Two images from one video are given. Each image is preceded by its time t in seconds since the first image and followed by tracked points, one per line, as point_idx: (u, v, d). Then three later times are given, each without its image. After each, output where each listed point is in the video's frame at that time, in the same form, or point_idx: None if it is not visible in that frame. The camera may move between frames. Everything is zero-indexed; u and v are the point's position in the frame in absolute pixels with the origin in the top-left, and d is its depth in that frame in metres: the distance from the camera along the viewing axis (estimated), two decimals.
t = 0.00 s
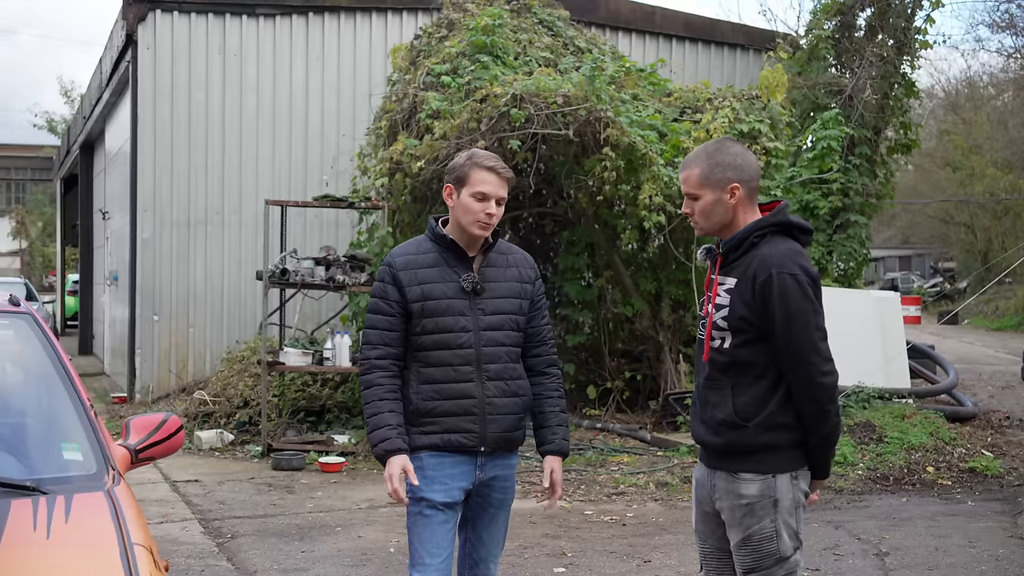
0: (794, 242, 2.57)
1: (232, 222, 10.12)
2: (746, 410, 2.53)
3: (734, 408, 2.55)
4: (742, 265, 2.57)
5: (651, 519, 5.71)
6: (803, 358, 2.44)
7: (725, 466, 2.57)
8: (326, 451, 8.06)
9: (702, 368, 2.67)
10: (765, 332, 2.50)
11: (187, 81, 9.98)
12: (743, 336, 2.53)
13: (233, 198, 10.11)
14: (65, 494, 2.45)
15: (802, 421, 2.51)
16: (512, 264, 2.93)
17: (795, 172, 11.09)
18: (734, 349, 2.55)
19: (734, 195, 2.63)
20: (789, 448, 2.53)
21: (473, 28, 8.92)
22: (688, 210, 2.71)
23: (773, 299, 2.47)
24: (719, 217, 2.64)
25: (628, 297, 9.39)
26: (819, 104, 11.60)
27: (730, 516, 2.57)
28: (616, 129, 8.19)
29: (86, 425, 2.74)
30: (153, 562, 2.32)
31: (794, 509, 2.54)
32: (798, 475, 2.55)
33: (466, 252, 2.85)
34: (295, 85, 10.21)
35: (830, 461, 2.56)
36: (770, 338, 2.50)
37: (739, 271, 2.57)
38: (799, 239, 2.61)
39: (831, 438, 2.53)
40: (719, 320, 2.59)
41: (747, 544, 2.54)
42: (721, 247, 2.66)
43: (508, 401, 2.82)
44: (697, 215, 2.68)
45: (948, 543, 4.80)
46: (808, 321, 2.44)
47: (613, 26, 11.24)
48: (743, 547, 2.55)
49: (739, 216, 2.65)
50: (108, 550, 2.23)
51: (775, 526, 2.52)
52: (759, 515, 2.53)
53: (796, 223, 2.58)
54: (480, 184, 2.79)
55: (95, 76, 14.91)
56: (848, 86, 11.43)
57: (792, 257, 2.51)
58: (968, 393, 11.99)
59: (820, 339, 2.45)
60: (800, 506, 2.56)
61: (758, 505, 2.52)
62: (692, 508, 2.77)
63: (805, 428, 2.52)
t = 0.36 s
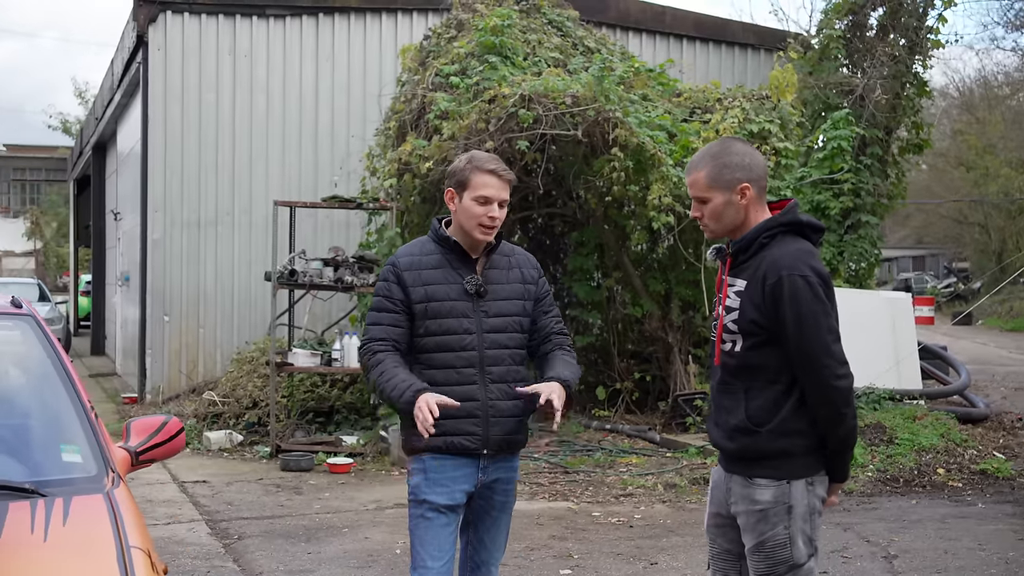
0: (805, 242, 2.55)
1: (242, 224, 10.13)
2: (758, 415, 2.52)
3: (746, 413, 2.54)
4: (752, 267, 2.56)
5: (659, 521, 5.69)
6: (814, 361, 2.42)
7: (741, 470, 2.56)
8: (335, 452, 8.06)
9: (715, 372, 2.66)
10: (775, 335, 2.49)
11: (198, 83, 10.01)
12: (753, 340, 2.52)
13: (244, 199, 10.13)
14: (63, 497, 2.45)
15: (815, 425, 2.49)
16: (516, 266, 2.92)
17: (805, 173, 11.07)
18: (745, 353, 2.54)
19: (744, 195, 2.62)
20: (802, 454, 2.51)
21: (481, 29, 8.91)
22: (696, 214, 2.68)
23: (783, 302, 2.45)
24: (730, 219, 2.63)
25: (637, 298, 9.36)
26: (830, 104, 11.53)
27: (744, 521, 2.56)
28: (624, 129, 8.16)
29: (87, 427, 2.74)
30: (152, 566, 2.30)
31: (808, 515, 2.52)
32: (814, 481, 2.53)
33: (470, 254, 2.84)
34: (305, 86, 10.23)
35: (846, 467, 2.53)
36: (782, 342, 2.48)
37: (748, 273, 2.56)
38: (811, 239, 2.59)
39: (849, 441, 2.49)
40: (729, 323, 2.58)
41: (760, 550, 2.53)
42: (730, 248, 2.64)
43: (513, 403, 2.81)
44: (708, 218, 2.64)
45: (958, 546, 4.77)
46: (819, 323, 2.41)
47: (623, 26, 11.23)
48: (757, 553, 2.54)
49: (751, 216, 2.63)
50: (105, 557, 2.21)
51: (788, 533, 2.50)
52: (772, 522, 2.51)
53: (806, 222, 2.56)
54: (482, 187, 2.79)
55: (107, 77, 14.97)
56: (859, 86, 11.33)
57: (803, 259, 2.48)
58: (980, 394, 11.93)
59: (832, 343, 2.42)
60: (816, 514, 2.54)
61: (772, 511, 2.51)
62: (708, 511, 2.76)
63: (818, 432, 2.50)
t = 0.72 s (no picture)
0: (803, 237, 2.53)
1: (250, 223, 10.14)
2: (763, 415, 2.50)
3: (752, 415, 2.52)
4: (751, 265, 2.54)
5: (663, 522, 5.66)
6: (820, 356, 2.39)
7: (748, 474, 2.55)
8: (340, 452, 8.06)
9: (720, 374, 2.65)
10: (778, 333, 2.47)
11: (206, 83, 10.01)
12: (756, 340, 2.50)
13: (252, 199, 10.14)
14: (53, 497, 2.45)
15: (823, 423, 2.47)
16: (515, 266, 2.91)
17: (813, 172, 11.04)
18: (748, 354, 2.51)
19: (736, 190, 2.60)
20: (810, 454, 2.49)
21: (488, 28, 8.89)
22: (690, 212, 2.67)
23: (784, 297, 2.43)
24: (724, 216, 2.61)
25: (644, 298, 9.29)
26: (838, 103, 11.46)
27: (750, 525, 2.56)
28: (630, 129, 8.11)
29: (80, 427, 2.73)
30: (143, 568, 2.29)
31: (817, 520, 2.51)
32: (824, 484, 2.52)
33: (467, 254, 2.83)
34: (313, 86, 10.24)
35: (857, 467, 2.51)
36: (784, 339, 2.46)
37: (748, 272, 2.54)
38: (809, 234, 2.57)
39: (857, 440, 2.48)
40: (731, 324, 2.56)
41: (766, 555, 2.52)
42: (729, 247, 2.62)
43: (510, 404, 2.80)
44: (699, 214, 2.63)
45: (963, 548, 4.74)
46: (822, 319, 2.39)
47: (632, 25, 11.20)
48: (764, 557, 2.53)
49: (744, 212, 2.62)
50: (95, 561, 2.20)
51: (796, 537, 2.50)
52: (780, 526, 2.51)
53: (805, 217, 2.54)
54: (481, 184, 2.77)
55: (116, 77, 15.00)
56: (868, 85, 11.29)
57: (803, 252, 2.46)
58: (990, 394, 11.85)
59: (836, 338, 2.40)
60: (825, 518, 2.53)
61: (779, 515, 2.50)
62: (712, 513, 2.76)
63: (825, 431, 2.48)
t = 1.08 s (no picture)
0: (794, 243, 2.52)
1: (260, 224, 10.15)
2: (749, 418, 2.48)
3: (737, 417, 2.49)
4: (743, 268, 2.51)
5: (669, 523, 5.63)
6: (809, 361, 2.39)
7: (727, 476, 2.52)
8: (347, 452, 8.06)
9: (703, 377, 2.62)
10: (769, 335, 2.45)
11: (216, 83, 10.04)
12: (746, 341, 2.47)
13: (262, 199, 10.14)
14: (43, 499, 2.47)
15: (809, 428, 2.46)
16: (511, 267, 2.92)
17: (823, 171, 11.00)
18: (737, 355, 2.49)
19: (725, 194, 2.57)
20: (796, 458, 2.47)
21: (496, 28, 8.87)
22: (682, 207, 2.66)
23: (778, 300, 2.41)
24: (710, 216, 2.59)
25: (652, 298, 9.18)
26: (849, 103, 11.36)
27: (722, 523, 2.53)
28: (638, 128, 8.05)
29: (71, 428, 2.77)
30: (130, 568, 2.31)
31: (788, 526, 2.49)
32: (801, 491, 2.50)
33: (465, 254, 2.83)
34: (323, 86, 10.24)
35: (833, 477, 2.51)
36: (776, 341, 2.44)
37: (740, 274, 2.52)
38: (800, 242, 2.57)
39: (839, 446, 2.47)
40: (720, 325, 2.53)
41: (732, 551, 2.50)
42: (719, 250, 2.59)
43: (506, 405, 2.81)
44: (689, 211, 2.62)
45: (971, 551, 4.69)
46: (814, 323, 2.38)
47: (643, 25, 11.16)
48: (728, 554, 2.51)
49: (731, 217, 2.59)
50: (80, 560, 2.23)
51: (765, 539, 2.48)
52: (752, 525, 2.48)
53: (796, 225, 2.53)
54: (476, 182, 2.78)
55: (129, 78, 15.05)
56: (879, 84, 11.21)
57: (795, 256, 2.46)
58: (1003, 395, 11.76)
59: (825, 342, 2.40)
60: (795, 525, 2.51)
61: (753, 514, 2.48)
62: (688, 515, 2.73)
63: (811, 436, 2.47)
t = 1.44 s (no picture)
0: (790, 246, 2.50)
1: (274, 224, 10.16)
2: (740, 418, 2.45)
3: (727, 418, 2.47)
4: (737, 270, 2.49)
5: (680, 525, 5.60)
6: (801, 364, 2.36)
7: (718, 476, 2.50)
8: (358, 453, 8.06)
9: (696, 377, 2.59)
10: (762, 337, 2.42)
11: (230, 84, 10.04)
12: (739, 342, 2.45)
13: (276, 199, 10.16)
14: (39, 500, 2.48)
15: (799, 430, 2.43)
16: (509, 266, 2.91)
17: (837, 170, 10.94)
18: (729, 355, 2.47)
19: (721, 195, 2.54)
20: (787, 459, 2.45)
21: (508, 28, 8.86)
22: (682, 202, 2.64)
23: (771, 302, 2.39)
24: (705, 215, 2.57)
25: (667, 298, 9.18)
26: (863, 102, 11.25)
27: (714, 522, 2.51)
28: (650, 128, 8.02)
29: (68, 429, 2.77)
30: (122, 569, 2.31)
31: (781, 524, 2.47)
32: (792, 490, 2.48)
33: (461, 253, 2.83)
34: (336, 86, 10.26)
35: (825, 478, 2.48)
36: (768, 344, 2.42)
37: (735, 276, 2.49)
38: (796, 244, 2.54)
39: (829, 449, 2.44)
40: (713, 326, 2.51)
41: (724, 548, 2.48)
42: (716, 250, 2.57)
43: (507, 404, 2.80)
44: (686, 207, 2.61)
45: (984, 553, 4.65)
46: (807, 325, 2.36)
47: (657, 24, 11.12)
48: (721, 551, 2.49)
49: (727, 217, 2.56)
50: (71, 562, 2.23)
51: (757, 537, 2.45)
52: (744, 523, 2.46)
53: (792, 227, 2.50)
54: (472, 180, 2.78)
55: (145, 80, 15.11)
56: (895, 82, 11.11)
57: (790, 259, 2.43)
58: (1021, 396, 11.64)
59: (818, 344, 2.38)
60: (787, 524, 2.49)
61: (746, 512, 2.45)
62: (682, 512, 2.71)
63: (801, 438, 2.44)
